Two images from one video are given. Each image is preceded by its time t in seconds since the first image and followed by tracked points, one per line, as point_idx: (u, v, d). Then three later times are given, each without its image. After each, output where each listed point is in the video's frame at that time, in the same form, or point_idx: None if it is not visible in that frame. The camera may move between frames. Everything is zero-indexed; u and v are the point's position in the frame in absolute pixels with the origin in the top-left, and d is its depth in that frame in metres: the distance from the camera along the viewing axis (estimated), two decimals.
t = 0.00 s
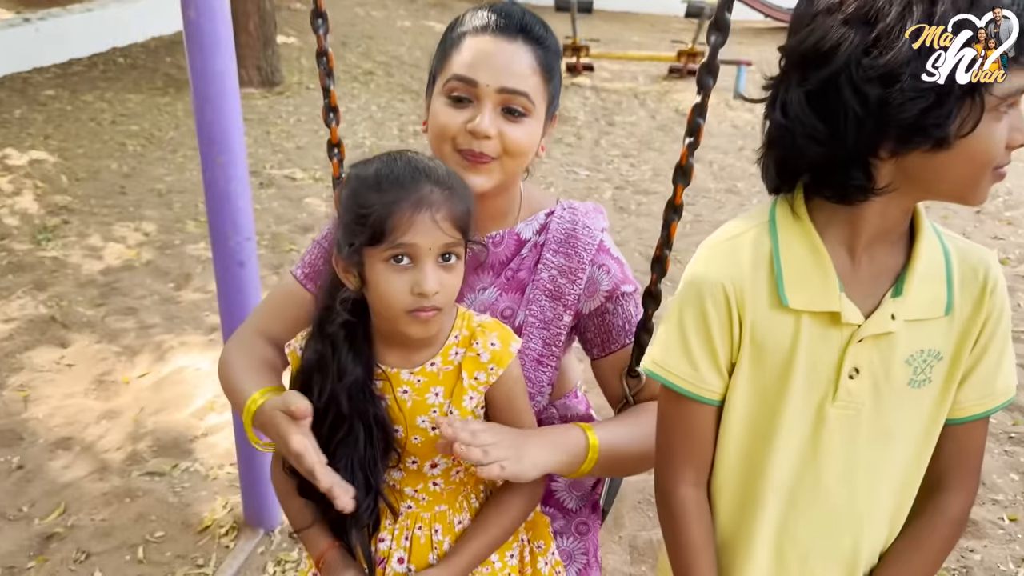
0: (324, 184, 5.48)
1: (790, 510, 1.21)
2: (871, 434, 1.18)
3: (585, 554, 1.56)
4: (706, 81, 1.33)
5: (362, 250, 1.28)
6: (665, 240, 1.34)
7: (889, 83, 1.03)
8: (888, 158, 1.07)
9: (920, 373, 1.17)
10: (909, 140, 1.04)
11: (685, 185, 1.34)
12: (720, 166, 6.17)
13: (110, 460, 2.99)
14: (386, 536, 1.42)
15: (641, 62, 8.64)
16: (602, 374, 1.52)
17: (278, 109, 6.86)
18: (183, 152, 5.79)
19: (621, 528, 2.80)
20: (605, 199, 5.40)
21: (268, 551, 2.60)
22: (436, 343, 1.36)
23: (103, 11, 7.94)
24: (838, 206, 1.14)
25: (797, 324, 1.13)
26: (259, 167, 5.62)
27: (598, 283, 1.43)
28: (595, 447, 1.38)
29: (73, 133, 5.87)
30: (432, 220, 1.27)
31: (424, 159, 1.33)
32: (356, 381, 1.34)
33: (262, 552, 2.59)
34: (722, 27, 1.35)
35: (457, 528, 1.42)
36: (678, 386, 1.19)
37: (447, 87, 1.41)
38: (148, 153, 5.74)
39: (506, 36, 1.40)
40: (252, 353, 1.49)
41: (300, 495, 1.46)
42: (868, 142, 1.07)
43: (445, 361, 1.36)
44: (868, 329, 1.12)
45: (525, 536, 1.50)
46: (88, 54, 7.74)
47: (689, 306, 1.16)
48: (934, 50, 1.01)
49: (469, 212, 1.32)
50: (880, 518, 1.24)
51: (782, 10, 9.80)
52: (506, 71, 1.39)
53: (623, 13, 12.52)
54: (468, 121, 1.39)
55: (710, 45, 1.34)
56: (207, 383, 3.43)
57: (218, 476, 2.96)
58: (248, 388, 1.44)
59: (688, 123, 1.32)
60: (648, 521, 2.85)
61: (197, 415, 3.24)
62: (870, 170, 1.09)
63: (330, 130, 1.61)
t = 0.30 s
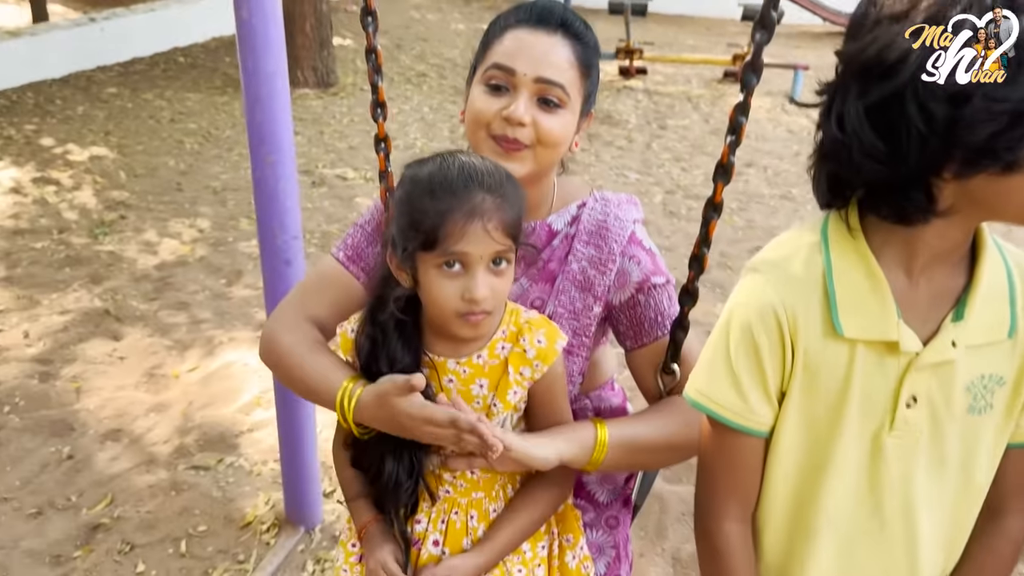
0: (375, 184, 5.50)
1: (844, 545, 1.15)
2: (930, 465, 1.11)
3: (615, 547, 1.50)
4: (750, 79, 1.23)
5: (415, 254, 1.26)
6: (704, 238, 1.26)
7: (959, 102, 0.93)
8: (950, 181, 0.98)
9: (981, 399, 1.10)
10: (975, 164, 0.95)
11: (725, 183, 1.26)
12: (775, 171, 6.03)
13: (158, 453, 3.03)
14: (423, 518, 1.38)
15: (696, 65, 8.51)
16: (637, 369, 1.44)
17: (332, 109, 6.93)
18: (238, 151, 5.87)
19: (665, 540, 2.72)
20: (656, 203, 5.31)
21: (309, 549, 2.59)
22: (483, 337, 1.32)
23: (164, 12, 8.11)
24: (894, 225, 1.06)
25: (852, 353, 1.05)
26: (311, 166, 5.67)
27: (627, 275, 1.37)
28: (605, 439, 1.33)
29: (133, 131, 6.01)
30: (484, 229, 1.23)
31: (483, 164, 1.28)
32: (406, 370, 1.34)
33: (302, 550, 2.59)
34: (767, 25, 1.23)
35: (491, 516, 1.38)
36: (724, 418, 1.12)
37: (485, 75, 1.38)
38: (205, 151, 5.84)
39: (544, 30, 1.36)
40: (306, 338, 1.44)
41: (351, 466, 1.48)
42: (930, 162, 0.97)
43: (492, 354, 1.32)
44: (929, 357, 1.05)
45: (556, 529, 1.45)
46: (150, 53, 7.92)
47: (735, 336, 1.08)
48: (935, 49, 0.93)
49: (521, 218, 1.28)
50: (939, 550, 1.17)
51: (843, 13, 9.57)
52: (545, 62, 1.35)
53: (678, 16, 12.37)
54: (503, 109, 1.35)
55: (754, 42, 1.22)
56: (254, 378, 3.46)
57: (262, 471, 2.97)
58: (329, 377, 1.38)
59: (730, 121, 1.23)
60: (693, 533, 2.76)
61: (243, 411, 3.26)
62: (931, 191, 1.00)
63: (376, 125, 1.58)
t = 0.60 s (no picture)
0: (398, 188, 5.51)
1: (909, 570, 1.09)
2: (1005, 482, 1.06)
3: (632, 542, 1.46)
4: (774, 78, 1.20)
5: (443, 246, 1.25)
6: (726, 237, 1.24)
7: None
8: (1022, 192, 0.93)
9: None
10: None
11: (748, 182, 1.23)
12: (800, 178, 5.97)
13: (178, 452, 3.04)
14: (445, 504, 1.37)
15: (721, 72, 8.47)
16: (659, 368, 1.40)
17: (356, 113, 6.96)
18: (262, 154, 5.91)
19: (684, 548, 2.68)
20: (679, 210, 5.27)
21: (326, 550, 2.59)
22: (508, 327, 1.32)
23: (191, 16, 8.19)
24: (961, 234, 1.02)
25: (923, 366, 1.01)
26: (334, 170, 5.70)
27: (649, 272, 1.36)
28: (621, 427, 1.30)
29: (159, 133, 6.07)
30: (510, 223, 1.22)
31: (512, 160, 1.27)
32: (434, 358, 1.32)
33: (319, 551, 2.59)
34: (792, 25, 1.19)
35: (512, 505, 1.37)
36: (776, 436, 1.06)
37: (511, 74, 1.36)
38: (230, 154, 5.88)
39: (571, 29, 1.35)
40: (333, 330, 1.44)
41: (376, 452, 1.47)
42: (1005, 172, 0.92)
43: (517, 344, 1.32)
44: (1002, 368, 1.01)
45: (571, 522, 1.42)
46: (176, 57, 8.01)
47: (800, 348, 1.03)
48: (933, 51, 0.95)
49: (547, 212, 1.27)
50: None
51: (870, 21, 9.49)
52: (571, 60, 1.33)
53: (704, 23, 12.32)
54: (530, 107, 1.33)
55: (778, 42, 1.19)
56: (275, 380, 3.47)
57: (281, 472, 2.97)
58: (356, 370, 1.37)
59: (753, 121, 1.20)
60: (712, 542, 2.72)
61: (263, 412, 3.27)
62: (1002, 201, 0.95)
63: (400, 122, 1.58)
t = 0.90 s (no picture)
0: (415, 193, 5.52)
1: None
2: None
3: (668, 556, 1.44)
4: (812, 86, 1.18)
5: (456, 246, 1.25)
6: (763, 246, 1.22)
7: None
8: None
9: None
10: None
11: (787, 192, 1.21)
12: (818, 185, 5.93)
13: (196, 456, 3.04)
14: (475, 517, 1.36)
15: (738, 77, 8.44)
16: (695, 381, 1.37)
17: (372, 118, 6.98)
18: (280, 158, 5.93)
19: (704, 558, 2.65)
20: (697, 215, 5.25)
21: (343, 556, 2.58)
22: (530, 336, 1.31)
23: (210, 19, 8.24)
24: None
25: None
26: (351, 174, 5.71)
27: (687, 280, 1.33)
28: (660, 440, 1.27)
29: (177, 136, 6.10)
30: (520, 217, 1.22)
31: (516, 155, 1.27)
32: (454, 367, 1.31)
33: (337, 557, 2.58)
34: (831, 33, 1.18)
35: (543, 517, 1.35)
36: (894, 474, 0.94)
37: (545, 82, 1.36)
38: (247, 157, 5.90)
39: (606, 33, 1.33)
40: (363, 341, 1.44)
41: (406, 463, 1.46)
42: None
43: (539, 353, 1.31)
44: None
45: (606, 534, 1.40)
46: (194, 61, 8.06)
47: (919, 381, 0.91)
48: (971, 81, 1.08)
49: (559, 208, 1.27)
50: None
51: (888, 28, 9.45)
52: (607, 65, 1.32)
53: (720, 28, 12.30)
54: (566, 114, 1.32)
55: (817, 49, 1.17)
56: (293, 384, 3.47)
57: (298, 477, 2.97)
58: (382, 380, 1.36)
59: (791, 128, 1.18)
60: (733, 552, 2.68)
61: (281, 416, 3.27)
62: None
63: (432, 129, 1.61)
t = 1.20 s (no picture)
0: (421, 198, 5.50)
1: None
2: None
3: None
4: (846, 97, 1.20)
5: (469, 263, 1.25)
6: (797, 263, 1.24)
7: None
8: None
9: None
10: None
11: (820, 206, 1.24)
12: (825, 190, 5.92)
13: (203, 463, 3.02)
14: (502, 542, 1.36)
15: (743, 82, 8.43)
16: (725, 401, 1.37)
17: (377, 123, 6.97)
18: (285, 164, 5.93)
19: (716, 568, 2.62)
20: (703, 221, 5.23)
21: (352, 566, 2.56)
22: (555, 351, 1.31)
23: (214, 24, 8.24)
24: None
25: None
26: (357, 179, 5.70)
27: (720, 299, 1.33)
28: (696, 461, 1.27)
29: (183, 142, 6.09)
30: (532, 230, 1.21)
31: (525, 168, 1.27)
32: (475, 383, 1.32)
33: (345, 567, 2.56)
34: (865, 42, 1.20)
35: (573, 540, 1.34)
36: None
37: (574, 95, 1.35)
38: (252, 163, 5.90)
39: (638, 44, 1.33)
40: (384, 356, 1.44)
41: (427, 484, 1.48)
42: None
43: (564, 369, 1.31)
44: None
45: (640, 560, 1.39)
46: (199, 66, 8.06)
47: None
48: None
49: (573, 221, 1.26)
50: None
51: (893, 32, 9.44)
52: (640, 78, 1.31)
53: (723, 33, 12.30)
54: (596, 128, 1.32)
55: (851, 60, 1.20)
56: (300, 391, 3.45)
57: (306, 485, 2.95)
58: (405, 396, 1.36)
59: (826, 141, 1.20)
60: (744, 561, 2.65)
61: (288, 423, 3.25)
62: None
63: (452, 139, 1.63)
